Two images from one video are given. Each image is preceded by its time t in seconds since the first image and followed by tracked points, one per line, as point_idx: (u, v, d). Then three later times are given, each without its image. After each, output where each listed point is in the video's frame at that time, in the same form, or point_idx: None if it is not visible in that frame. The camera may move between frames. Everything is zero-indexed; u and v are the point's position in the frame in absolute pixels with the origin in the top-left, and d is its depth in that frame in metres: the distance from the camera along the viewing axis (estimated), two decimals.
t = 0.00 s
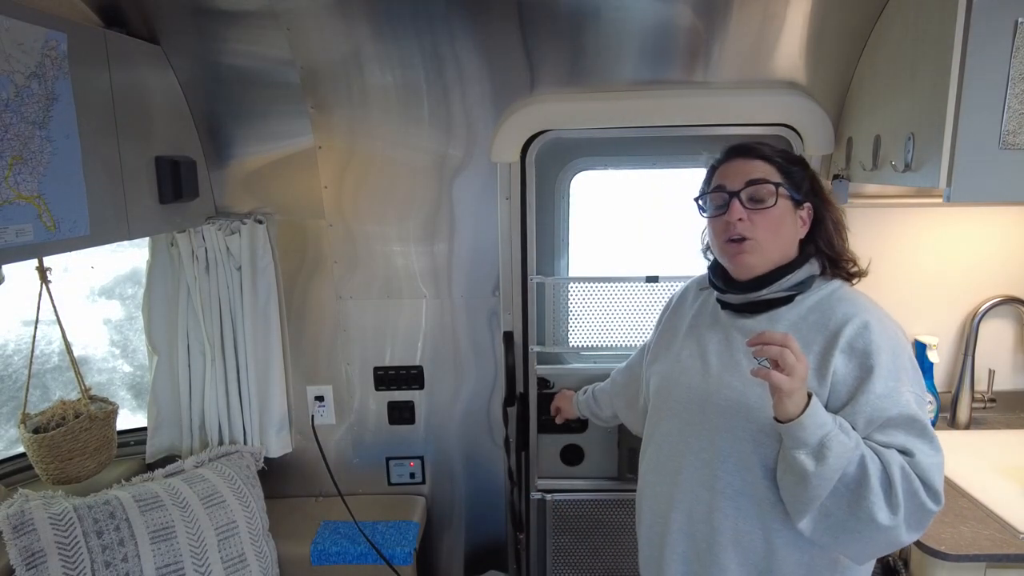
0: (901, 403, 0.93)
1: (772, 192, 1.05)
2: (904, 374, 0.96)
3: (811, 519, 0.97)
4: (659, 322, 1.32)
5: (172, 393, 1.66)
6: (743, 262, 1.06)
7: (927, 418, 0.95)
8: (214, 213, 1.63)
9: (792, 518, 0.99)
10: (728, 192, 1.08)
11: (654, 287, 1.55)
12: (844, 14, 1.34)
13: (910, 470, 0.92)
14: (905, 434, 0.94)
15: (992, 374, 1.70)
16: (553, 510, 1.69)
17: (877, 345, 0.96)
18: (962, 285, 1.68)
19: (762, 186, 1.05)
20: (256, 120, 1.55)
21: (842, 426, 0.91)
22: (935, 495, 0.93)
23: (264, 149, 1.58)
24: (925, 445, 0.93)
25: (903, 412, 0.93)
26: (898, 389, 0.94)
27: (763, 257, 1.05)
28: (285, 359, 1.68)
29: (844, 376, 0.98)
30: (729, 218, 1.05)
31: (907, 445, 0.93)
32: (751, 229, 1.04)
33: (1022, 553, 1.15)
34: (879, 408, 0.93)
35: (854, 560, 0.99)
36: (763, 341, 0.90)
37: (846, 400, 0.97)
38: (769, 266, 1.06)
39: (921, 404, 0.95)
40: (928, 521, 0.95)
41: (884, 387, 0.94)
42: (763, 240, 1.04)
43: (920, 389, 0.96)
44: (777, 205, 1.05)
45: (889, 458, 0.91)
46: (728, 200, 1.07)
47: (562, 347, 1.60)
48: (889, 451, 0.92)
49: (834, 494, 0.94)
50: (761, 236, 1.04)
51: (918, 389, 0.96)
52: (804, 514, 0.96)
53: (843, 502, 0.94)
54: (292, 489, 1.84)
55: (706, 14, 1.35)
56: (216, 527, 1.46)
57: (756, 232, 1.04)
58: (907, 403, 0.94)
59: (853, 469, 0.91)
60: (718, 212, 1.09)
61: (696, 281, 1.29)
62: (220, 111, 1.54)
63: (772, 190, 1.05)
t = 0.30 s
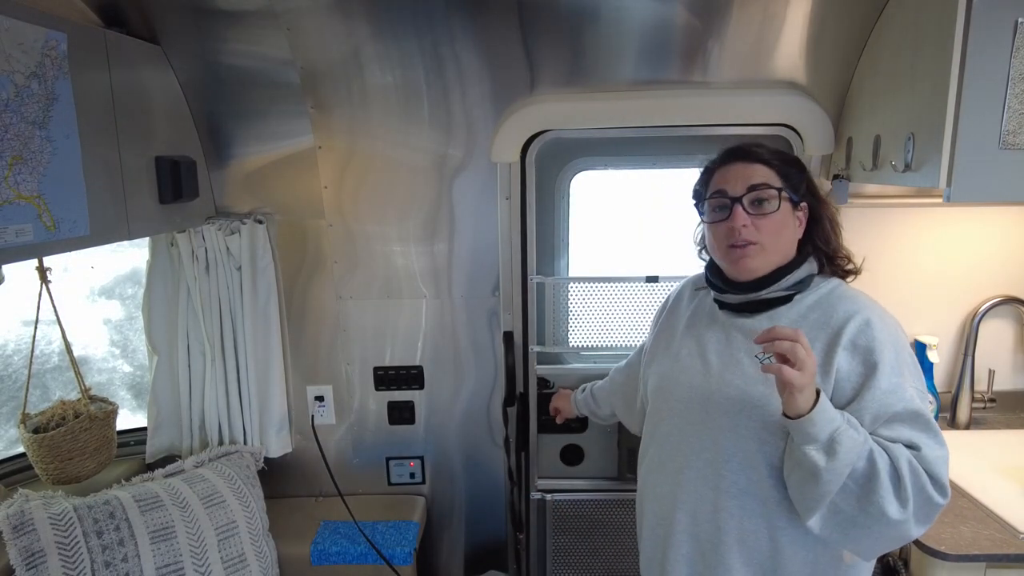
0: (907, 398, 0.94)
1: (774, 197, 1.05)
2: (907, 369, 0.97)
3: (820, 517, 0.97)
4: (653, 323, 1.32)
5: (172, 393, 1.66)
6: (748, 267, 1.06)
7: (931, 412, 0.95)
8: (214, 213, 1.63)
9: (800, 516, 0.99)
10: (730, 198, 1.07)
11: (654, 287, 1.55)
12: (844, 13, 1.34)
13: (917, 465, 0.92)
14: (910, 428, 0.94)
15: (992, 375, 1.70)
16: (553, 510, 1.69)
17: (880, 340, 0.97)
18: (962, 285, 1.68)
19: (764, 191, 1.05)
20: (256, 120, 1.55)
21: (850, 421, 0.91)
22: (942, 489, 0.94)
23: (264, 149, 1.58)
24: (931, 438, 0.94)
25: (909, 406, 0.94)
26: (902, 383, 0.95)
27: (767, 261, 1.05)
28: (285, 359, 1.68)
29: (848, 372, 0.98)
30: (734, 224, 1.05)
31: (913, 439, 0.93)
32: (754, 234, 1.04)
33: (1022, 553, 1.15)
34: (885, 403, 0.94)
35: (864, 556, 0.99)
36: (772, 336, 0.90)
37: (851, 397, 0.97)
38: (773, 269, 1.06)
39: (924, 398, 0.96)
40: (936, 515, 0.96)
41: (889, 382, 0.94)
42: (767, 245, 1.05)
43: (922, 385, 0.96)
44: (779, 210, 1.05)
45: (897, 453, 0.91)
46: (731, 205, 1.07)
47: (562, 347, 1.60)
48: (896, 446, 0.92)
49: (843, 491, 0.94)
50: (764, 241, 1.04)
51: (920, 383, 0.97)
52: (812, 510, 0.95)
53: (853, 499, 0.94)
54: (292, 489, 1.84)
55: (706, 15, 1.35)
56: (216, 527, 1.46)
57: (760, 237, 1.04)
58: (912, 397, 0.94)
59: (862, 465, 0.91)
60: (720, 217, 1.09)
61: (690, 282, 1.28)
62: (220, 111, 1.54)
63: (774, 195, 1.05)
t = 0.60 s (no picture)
0: (904, 392, 0.94)
1: (771, 208, 1.05)
2: (902, 364, 0.97)
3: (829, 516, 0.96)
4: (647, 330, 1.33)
5: (172, 393, 1.66)
6: (743, 276, 1.06)
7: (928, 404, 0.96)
8: (214, 213, 1.63)
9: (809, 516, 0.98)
10: (727, 207, 1.07)
11: (653, 287, 1.55)
12: (844, 13, 1.34)
13: (921, 458, 0.93)
14: (909, 421, 0.95)
15: (992, 375, 1.69)
16: (554, 510, 1.69)
17: (876, 337, 0.97)
18: (962, 286, 1.68)
19: (762, 202, 1.05)
20: (256, 120, 1.55)
21: (855, 419, 0.91)
22: (944, 480, 0.94)
23: (264, 149, 1.58)
24: (931, 431, 0.95)
25: (907, 400, 0.94)
26: (900, 378, 0.95)
27: (761, 270, 1.06)
28: (285, 359, 1.68)
29: (846, 369, 0.98)
30: (732, 235, 1.05)
31: (913, 432, 0.94)
32: (751, 246, 1.04)
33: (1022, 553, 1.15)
34: (886, 399, 0.94)
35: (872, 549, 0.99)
36: (773, 338, 0.88)
37: (850, 394, 0.97)
38: (767, 278, 1.07)
39: (920, 392, 0.97)
40: (939, 506, 0.96)
41: (888, 378, 0.95)
42: (762, 256, 1.05)
43: (917, 378, 0.97)
44: (775, 221, 1.05)
45: (899, 446, 0.92)
46: (728, 215, 1.07)
47: (562, 347, 1.60)
48: (899, 440, 0.93)
49: (851, 489, 0.94)
50: (760, 251, 1.05)
51: (915, 377, 0.98)
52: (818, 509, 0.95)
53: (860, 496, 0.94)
54: (292, 489, 1.84)
55: (706, 14, 1.35)
56: (216, 527, 1.46)
57: (757, 249, 1.05)
58: (910, 392, 0.95)
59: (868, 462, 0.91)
60: (716, 225, 1.08)
61: (681, 286, 1.29)
62: (220, 111, 1.54)
63: (771, 206, 1.05)
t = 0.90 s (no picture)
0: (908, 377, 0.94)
1: (770, 199, 1.07)
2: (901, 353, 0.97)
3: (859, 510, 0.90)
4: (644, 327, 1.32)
5: (172, 393, 1.66)
6: (745, 265, 1.07)
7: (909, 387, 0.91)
8: (214, 213, 1.63)
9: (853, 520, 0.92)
10: (727, 198, 1.08)
11: (654, 286, 1.55)
12: (844, 13, 1.34)
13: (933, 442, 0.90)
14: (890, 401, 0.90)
15: (992, 375, 1.69)
16: (554, 510, 1.69)
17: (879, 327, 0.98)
18: (962, 286, 1.68)
19: (762, 192, 1.07)
20: (256, 120, 1.55)
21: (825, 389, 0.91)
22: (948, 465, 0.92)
23: (264, 149, 1.58)
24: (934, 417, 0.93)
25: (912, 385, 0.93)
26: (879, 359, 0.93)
27: (762, 260, 1.07)
28: (285, 359, 1.68)
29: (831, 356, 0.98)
30: (734, 223, 1.06)
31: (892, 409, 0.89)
32: (753, 234, 1.06)
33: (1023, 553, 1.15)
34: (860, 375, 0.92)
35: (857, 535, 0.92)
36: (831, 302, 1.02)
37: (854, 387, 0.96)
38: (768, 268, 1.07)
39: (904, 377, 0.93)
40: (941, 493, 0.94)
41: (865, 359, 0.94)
42: (764, 245, 1.06)
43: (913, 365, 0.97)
44: (774, 211, 1.07)
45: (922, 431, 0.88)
46: (728, 205, 1.08)
47: (562, 347, 1.61)
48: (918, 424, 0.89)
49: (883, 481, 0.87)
50: (762, 240, 1.06)
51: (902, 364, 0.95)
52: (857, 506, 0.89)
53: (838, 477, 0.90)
54: (292, 489, 1.84)
55: (706, 14, 1.35)
56: (216, 527, 1.46)
57: (759, 237, 1.06)
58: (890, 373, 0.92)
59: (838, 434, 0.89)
60: (715, 216, 1.09)
61: (676, 286, 1.29)
62: (220, 111, 1.54)
63: (770, 196, 1.07)
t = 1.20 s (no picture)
0: (888, 397, 0.94)
1: (763, 209, 1.04)
2: (887, 368, 0.97)
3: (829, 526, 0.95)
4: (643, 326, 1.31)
5: (172, 393, 1.66)
6: (725, 271, 1.07)
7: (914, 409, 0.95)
8: (214, 213, 1.63)
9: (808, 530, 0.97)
10: (719, 203, 1.07)
11: (653, 287, 1.55)
12: (844, 13, 1.34)
13: (911, 466, 0.92)
14: (897, 429, 0.94)
15: (992, 375, 1.69)
16: (553, 510, 1.69)
17: (860, 341, 0.96)
18: (962, 286, 1.68)
19: (755, 203, 1.04)
20: (256, 120, 1.55)
21: (846, 431, 0.90)
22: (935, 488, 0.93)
23: (264, 149, 1.58)
24: (915, 436, 0.94)
25: (891, 405, 0.93)
26: (886, 382, 0.95)
27: (744, 268, 1.07)
28: (285, 358, 1.68)
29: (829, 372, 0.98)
30: (717, 230, 1.05)
31: (901, 440, 0.93)
32: (735, 244, 1.05)
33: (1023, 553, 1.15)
34: (870, 405, 0.94)
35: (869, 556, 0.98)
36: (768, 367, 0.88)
37: (833, 398, 0.97)
38: (751, 276, 1.06)
39: (907, 397, 0.96)
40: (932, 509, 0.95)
41: (870, 381, 0.94)
42: (746, 254, 1.06)
43: (904, 381, 0.97)
44: (765, 223, 1.05)
45: (893, 455, 0.91)
46: (719, 210, 1.07)
47: (563, 347, 1.61)
48: (890, 448, 0.92)
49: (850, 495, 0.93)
50: (743, 250, 1.05)
51: (902, 380, 0.98)
52: (814, 521, 0.94)
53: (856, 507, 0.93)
54: (292, 489, 1.84)
55: (706, 14, 1.36)
56: (216, 527, 1.46)
57: (740, 247, 1.05)
58: (894, 397, 0.94)
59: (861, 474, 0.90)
60: (708, 219, 1.08)
61: (674, 285, 1.29)
62: (220, 111, 1.54)
63: (764, 207, 1.04)
